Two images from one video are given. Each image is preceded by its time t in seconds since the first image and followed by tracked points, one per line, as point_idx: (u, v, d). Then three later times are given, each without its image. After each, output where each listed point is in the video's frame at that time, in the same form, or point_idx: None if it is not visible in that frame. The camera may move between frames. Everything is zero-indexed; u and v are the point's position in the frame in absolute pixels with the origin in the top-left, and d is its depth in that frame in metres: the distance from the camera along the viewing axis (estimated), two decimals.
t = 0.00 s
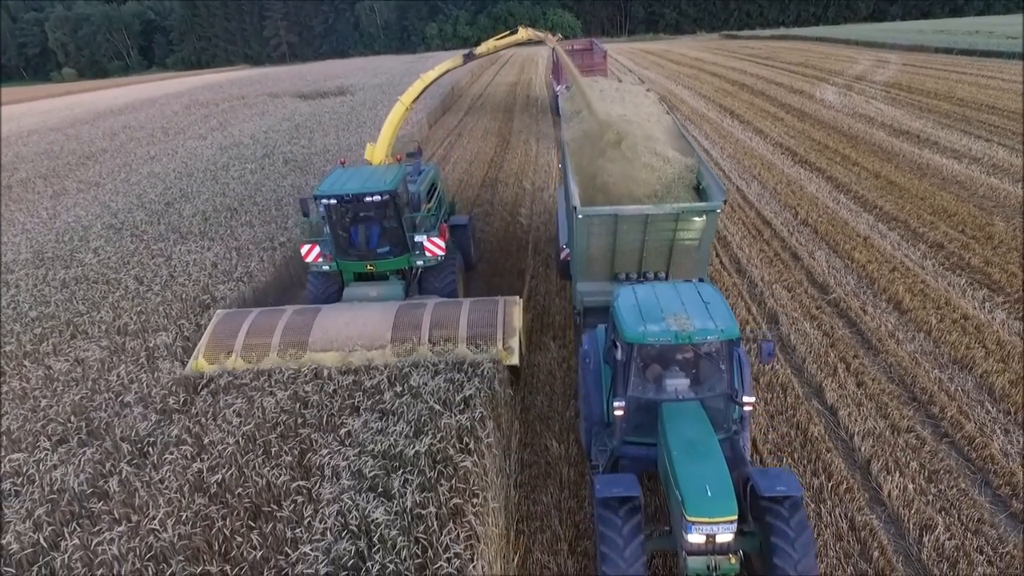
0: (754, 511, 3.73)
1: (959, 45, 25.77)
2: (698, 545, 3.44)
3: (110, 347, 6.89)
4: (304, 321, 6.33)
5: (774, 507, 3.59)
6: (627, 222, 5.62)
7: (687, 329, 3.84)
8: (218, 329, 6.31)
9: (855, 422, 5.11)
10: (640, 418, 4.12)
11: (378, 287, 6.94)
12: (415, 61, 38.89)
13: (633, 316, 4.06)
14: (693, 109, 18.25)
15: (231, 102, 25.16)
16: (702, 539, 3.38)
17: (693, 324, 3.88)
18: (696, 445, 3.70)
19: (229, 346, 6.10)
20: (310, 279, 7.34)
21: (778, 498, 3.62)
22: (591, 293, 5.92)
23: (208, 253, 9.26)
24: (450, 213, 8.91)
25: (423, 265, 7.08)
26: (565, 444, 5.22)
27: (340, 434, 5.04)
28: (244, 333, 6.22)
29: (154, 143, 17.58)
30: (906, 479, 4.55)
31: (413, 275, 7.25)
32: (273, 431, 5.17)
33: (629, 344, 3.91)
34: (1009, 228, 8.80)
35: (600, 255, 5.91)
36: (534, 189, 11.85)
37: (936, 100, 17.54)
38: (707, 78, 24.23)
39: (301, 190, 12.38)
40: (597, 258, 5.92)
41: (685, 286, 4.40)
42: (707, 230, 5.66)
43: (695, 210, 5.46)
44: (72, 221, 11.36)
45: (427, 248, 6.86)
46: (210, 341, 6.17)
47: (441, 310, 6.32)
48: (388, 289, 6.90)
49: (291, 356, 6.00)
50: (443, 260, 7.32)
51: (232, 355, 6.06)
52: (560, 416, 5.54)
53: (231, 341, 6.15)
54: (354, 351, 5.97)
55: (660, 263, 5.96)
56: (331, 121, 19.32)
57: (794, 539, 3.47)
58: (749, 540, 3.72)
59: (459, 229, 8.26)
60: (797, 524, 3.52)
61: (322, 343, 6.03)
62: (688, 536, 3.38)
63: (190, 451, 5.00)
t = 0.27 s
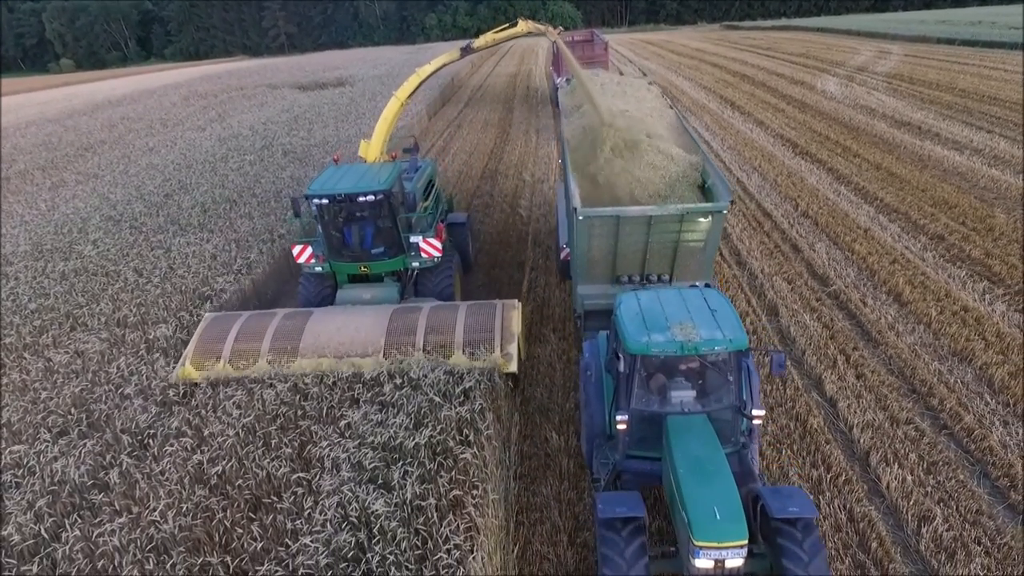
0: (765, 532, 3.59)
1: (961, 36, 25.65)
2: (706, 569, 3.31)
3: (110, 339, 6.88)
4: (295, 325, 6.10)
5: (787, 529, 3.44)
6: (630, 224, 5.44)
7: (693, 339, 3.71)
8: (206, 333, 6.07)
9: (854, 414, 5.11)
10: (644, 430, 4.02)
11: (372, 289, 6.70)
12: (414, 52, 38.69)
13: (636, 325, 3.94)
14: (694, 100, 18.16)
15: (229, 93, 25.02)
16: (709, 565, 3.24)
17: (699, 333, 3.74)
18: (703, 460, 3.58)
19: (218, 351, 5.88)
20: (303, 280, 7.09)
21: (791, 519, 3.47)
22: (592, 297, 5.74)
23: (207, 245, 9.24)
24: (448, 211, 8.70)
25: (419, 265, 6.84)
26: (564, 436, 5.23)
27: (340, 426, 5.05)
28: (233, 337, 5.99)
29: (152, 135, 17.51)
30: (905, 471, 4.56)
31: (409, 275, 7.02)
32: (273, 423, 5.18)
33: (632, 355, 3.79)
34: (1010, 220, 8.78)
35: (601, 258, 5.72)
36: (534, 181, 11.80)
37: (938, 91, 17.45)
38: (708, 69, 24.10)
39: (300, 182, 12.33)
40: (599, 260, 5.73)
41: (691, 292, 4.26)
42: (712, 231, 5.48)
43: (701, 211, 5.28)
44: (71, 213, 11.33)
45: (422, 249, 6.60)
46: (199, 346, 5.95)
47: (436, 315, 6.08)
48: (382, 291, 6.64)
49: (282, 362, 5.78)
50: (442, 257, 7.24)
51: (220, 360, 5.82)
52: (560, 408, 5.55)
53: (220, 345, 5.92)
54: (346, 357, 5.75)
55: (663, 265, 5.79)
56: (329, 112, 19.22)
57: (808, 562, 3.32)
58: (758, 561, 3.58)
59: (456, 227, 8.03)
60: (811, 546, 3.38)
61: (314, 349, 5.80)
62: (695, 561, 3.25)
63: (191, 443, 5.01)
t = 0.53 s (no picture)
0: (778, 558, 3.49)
1: (962, 30, 25.55)
2: None
3: (109, 334, 6.87)
4: (286, 332, 5.86)
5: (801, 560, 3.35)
6: (633, 228, 5.18)
7: (701, 356, 3.56)
8: (194, 341, 5.84)
9: (854, 410, 5.11)
10: (648, 450, 3.86)
11: (366, 295, 6.42)
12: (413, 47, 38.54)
13: (641, 341, 3.76)
14: (694, 95, 18.09)
15: (228, 87, 24.95)
16: None
17: (707, 349, 3.61)
18: (712, 486, 3.45)
19: (205, 361, 5.64)
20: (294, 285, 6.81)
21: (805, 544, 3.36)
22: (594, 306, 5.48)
23: (207, 240, 9.21)
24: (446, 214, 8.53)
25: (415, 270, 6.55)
26: (564, 431, 5.23)
27: (340, 422, 5.03)
28: (221, 346, 5.76)
29: (151, 130, 17.45)
30: (905, 466, 4.56)
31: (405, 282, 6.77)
32: (273, 419, 5.17)
33: (637, 372, 3.63)
34: (1011, 216, 8.75)
35: (603, 264, 5.46)
36: (534, 176, 11.75)
37: (939, 86, 17.38)
38: (708, 64, 24.00)
39: (299, 177, 12.29)
40: (600, 267, 5.48)
41: (698, 304, 4.11)
42: (719, 237, 5.23)
43: (707, 215, 5.02)
44: (70, 208, 11.30)
45: (418, 254, 6.28)
46: (185, 355, 5.71)
47: (432, 322, 5.83)
48: (376, 298, 6.38)
49: (271, 372, 5.53)
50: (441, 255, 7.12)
51: (207, 370, 5.59)
52: (560, 404, 5.55)
53: (207, 355, 5.68)
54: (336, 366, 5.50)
55: (667, 271, 5.54)
56: (329, 107, 19.15)
57: None
58: None
59: (454, 229, 7.88)
60: None
61: (304, 359, 5.55)
62: None
63: (191, 438, 5.00)
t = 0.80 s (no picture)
0: None
1: (962, 30, 25.55)
2: None
3: (109, 335, 6.87)
4: (275, 344, 5.61)
5: None
6: (637, 239, 4.90)
7: (710, 377, 3.42)
8: (181, 353, 5.58)
9: (854, 410, 5.11)
10: (653, 474, 3.72)
11: (359, 306, 6.14)
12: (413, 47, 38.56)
13: (647, 359, 3.64)
14: (694, 95, 18.10)
15: (228, 87, 24.96)
16: None
17: (716, 369, 3.46)
18: (720, 515, 3.29)
19: (192, 376, 5.39)
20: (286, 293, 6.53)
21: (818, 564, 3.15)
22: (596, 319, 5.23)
23: (206, 240, 9.21)
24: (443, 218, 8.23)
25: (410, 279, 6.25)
26: (564, 431, 5.23)
27: (339, 422, 5.01)
28: (208, 360, 5.50)
29: (151, 130, 17.45)
30: (905, 466, 4.55)
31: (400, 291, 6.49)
32: (272, 419, 5.13)
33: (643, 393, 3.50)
34: (1011, 216, 8.75)
35: (605, 275, 5.18)
36: (534, 177, 11.73)
37: (939, 86, 17.39)
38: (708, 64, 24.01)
39: (299, 177, 12.29)
40: (602, 278, 5.20)
41: (706, 320, 3.97)
42: (727, 247, 4.94)
43: (714, 225, 4.75)
44: (69, 208, 11.30)
45: (414, 263, 6.00)
46: (170, 370, 5.46)
47: (427, 335, 5.58)
48: (371, 309, 6.08)
49: (261, 389, 5.29)
50: (438, 258, 7.01)
51: (194, 387, 5.35)
52: (560, 404, 5.55)
53: (194, 370, 5.43)
54: (326, 383, 5.26)
55: (672, 283, 5.25)
56: (329, 107, 19.16)
57: None
58: None
59: (452, 235, 7.64)
60: None
61: (293, 374, 5.31)
62: None
63: (190, 439, 4.98)
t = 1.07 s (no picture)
0: None
1: (962, 30, 25.57)
2: None
3: (109, 335, 6.87)
4: (265, 359, 5.36)
5: None
6: (642, 251, 4.59)
7: (722, 404, 3.21)
8: (165, 370, 5.35)
9: (854, 410, 5.11)
10: (659, 504, 3.51)
11: (352, 319, 5.86)
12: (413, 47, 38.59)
13: (654, 383, 3.43)
14: (694, 95, 18.10)
15: (228, 87, 24.97)
16: None
17: (727, 394, 3.27)
18: (730, 546, 2.97)
19: (178, 393, 5.16)
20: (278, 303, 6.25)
21: None
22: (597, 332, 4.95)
23: (207, 240, 9.21)
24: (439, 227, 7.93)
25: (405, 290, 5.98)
26: (564, 432, 5.22)
27: (339, 422, 4.95)
28: (195, 376, 5.27)
29: (151, 130, 17.47)
30: (905, 467, 4.55)
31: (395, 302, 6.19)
32: (271, 420, 5.05)
33: (650, 419, 3.29)
34: (1011, 216, 8.75)
35: (608, 288, 4.85)
36: (534, 177, 11.71)
37: (939, 86, 17.40)
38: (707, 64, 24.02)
39: (299, 178, 12.30)
40: (605, 291, 4.87)
41: (715, 340, 3.77)
42: (737, 261, 4.65)
43: (723, 238, 4.46)
44: (69, 208, 11.31)
45: (409, 273, 5.69)
46: (156, 386, 5.24)
47: (421, 349, 5.34)
48: (364, 321, 5.80)
49: (249, 408, 5.06)
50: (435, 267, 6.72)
51: (180, 404, 5.13)
52: (559, 404, 5.55)
53: (180, 386, 5.21)
54: (318, 401, 5.03)
55: (678, 297, 4.94)
56: (329, 107, 19.18)
57: None
58: None
59: (448, 244, 7.34)
60: None
61: (283, 392, 5.08)
62: None
63: (190, 439, 4.93)
